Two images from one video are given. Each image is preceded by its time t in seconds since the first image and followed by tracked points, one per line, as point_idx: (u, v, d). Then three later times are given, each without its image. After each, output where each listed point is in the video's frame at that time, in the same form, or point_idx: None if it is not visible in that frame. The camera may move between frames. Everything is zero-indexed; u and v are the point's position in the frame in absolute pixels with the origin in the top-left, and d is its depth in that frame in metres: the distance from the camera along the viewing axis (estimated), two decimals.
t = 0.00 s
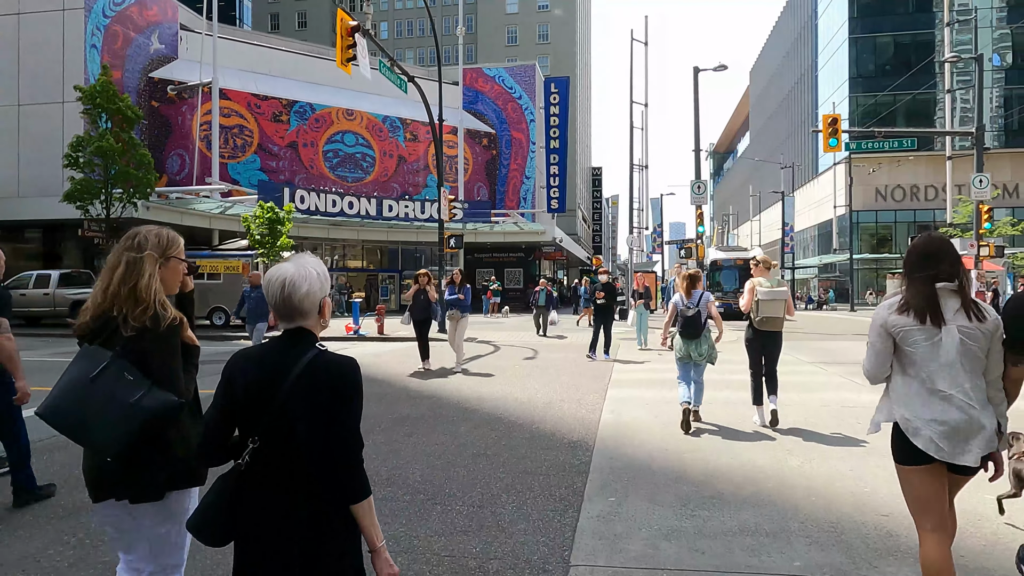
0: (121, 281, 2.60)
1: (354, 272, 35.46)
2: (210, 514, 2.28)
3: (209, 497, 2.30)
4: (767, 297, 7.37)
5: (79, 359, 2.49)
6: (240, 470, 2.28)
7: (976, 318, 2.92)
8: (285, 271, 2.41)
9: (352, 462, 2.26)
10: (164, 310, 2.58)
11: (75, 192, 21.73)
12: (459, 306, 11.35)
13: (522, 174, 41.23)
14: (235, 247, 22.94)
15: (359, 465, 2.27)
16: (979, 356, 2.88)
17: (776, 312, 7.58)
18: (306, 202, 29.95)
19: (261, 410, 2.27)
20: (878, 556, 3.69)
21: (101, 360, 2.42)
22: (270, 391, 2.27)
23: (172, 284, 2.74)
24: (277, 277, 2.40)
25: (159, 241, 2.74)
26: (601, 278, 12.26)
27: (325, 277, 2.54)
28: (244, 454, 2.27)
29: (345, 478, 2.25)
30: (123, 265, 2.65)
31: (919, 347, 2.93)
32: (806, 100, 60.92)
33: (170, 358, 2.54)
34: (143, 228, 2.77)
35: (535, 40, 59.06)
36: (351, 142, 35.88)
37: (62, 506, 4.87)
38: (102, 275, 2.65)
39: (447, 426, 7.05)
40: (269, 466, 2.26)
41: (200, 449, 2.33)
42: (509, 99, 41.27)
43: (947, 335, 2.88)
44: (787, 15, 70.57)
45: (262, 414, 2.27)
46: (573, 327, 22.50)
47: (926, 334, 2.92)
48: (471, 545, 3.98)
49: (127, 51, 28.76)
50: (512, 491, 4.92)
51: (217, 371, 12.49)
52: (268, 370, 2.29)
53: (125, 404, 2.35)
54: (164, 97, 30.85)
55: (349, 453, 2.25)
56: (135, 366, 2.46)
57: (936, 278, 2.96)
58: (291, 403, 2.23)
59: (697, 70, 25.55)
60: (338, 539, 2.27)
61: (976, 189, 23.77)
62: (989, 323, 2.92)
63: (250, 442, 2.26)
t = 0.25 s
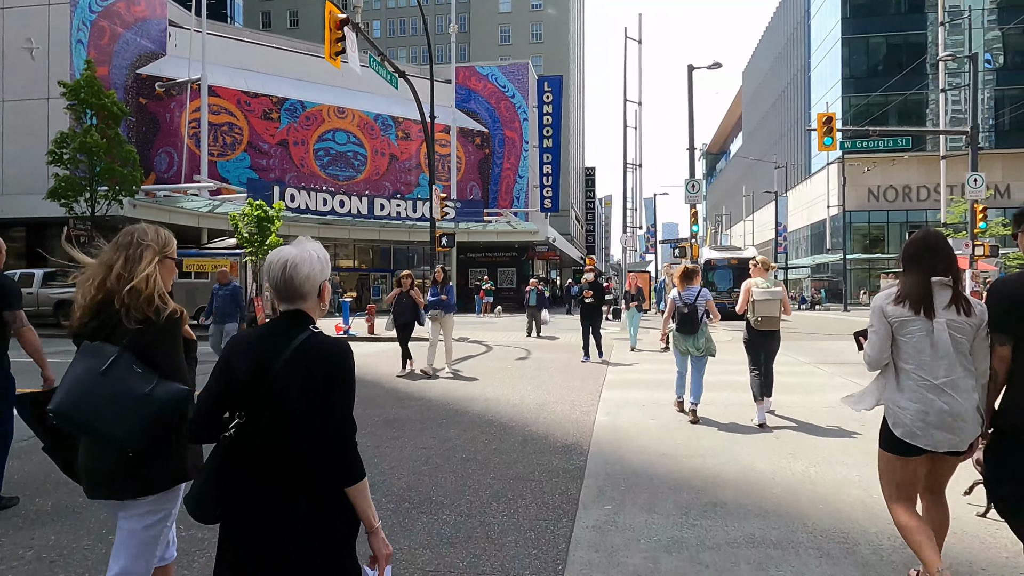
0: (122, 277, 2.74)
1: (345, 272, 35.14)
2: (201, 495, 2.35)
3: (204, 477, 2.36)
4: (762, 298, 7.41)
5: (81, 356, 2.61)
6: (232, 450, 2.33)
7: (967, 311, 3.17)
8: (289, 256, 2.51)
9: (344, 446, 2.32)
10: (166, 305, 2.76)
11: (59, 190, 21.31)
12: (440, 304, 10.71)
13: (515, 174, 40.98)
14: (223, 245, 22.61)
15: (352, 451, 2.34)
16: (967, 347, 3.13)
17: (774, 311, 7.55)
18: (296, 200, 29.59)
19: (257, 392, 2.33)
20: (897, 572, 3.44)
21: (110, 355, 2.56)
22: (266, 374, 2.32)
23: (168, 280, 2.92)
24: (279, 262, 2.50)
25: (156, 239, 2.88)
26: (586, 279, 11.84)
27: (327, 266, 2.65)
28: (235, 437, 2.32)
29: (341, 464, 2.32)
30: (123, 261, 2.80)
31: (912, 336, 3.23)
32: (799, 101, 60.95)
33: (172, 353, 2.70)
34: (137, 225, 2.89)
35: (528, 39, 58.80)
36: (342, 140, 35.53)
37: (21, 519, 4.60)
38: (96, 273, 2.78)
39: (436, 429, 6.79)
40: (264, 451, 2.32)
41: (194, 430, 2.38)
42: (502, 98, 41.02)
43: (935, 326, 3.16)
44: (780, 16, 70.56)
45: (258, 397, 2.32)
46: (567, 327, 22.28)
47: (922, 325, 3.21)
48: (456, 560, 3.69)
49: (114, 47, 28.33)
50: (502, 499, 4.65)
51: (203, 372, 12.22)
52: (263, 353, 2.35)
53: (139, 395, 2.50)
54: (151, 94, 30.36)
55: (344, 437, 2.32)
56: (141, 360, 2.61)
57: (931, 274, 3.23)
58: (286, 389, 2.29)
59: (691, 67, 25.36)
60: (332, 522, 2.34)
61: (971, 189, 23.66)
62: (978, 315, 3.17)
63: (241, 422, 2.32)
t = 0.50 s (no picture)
0: (105, 275, 2.78)
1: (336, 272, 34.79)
2: (200, 505, 2.39)
3: (200, 486, 2.41)
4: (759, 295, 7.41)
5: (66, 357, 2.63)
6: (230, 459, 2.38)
7: (941, 315, 3.34)
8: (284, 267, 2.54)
9: (338, 456, 2.33)
10: (151, 302, 2.84)
11: (40, 187, 20.84)
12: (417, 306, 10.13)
13: (507, 174, 40.68)
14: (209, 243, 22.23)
15: (348, 460, 2.36)
16: (943, 348, 3.30)
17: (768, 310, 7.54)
18: (284, 199, 29.20)
19: (253, 403, 2.36)
20: None
21: (100, 351, 2.60)
22: (260, 385, 2.35)
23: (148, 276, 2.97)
24: (275, 271, 2.53)
25: (133, 235, 2.93)
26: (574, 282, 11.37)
27: (322, 273, 2.65)
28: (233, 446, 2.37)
29: (333, 474, 2.34)
30: (101, 259, 2.83)
31: (897, 336, 3.33)
32: (791, 102, 60.94)
33: (161, 348, 2.77)
34: (113, 223, 2.93)
35: (521, 39, 58.48)
36: (332, 139, 35.14)
37: None
38: (79, 271, 2.82)
39: (419, 438, 6.48)
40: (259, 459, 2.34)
41: (190, 438, 2.43)
42: (494, 97, 40.71)
43: (919, 328, 3.30)
44: (772, 17, 70.64)
45: (252, 407, 2.35)
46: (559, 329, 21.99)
47: (909, 323, 3.31)
48: None
49: (99, 42, 27.93)
50: (487, 517, 4.35)
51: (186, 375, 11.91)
52: (257, 364, 2.38)
53: (133, 390, 2.56)
54: (137, 91, 29.85)
55: (336, 448, 2.33)
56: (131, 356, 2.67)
57: (911, 277, 3.35)
58: (278, 398, 2.32)
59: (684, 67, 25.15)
60: (326, 532, 2.35)
61: (965, 190, 23.55)
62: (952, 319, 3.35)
63: (238, 433, 2.36)
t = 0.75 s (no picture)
0: (100, 278, 2.80)
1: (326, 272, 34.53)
2: (200, 491, 2.59)
3: (201, 468, 2.62)
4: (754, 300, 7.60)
5: (58, 357, 2.64)
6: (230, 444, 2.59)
7: (907, 317, 3.55)
8: (278, 260, 2.74)
9: (333, 441, 2.57)
10: (142, 305, 2.84)
11: (22, 185, 20.38)
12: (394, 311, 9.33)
13: (499, 173, 40.43)
14: (195, 242, 21.81)
15: (342, 445, 2.59)
16: (907, 347, 3.52)
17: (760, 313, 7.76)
18: (273, 198, 28.80)
19: (253, 391, 2.58)
20: None
21: (93, 353, 2.61)
22: (258, 375, 2.57)
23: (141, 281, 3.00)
24: (271, 265, 2.72)
25: (125, 240, 2.93)
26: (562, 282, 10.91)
27: (314, 267, 2.85)
28: (230, 431, 2.58)
29: (327, 456, 2.57)
30: (97, 262, 2.85)
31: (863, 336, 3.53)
32: (784, 103, 60.84)
33: (150, 351, 2.80)
34: (107, 228, 2.95)
35: (514, 39, 58.15)
36: (323, 138, 34.77)
37: None
38: (72, 273, 2.83)
39: (404, 446, 6.21)
40: (255, 445, 2.55)
41: (188, 427, 2.63)
42: (487, 96, 40.44)
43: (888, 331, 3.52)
44: (765, 18, 70.66)
45: (254, 394, 2.58)
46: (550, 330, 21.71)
47: (879, 329, 3.53)
48: None
49: (86, 39, 27.49)
50: (471, 534, 4.09)
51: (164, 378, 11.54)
52: (255, 355, 2.59)
53: (125, 392, 2.59)
54: (125, 88, 29.43)
55: (330, 432, 2.56)
56: (122, 359, 2.71)
57: (879, 280, 3.56)
58: (274, 387, 2.55)
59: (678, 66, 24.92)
60: (322, 513, 2.57)
61: (959, 192, 23.44)
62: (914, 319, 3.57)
63: (237, 422, 2.58)
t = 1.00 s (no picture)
0: (113, 274, 2.99)
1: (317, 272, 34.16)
2: (187, 488, 2.57)
3: (190, 467, 2.59)
4: (743, 295, 7.64)
5: (73, 350, 2.85)
6: (221, 443, 2.58)
7: (882, 311, 3.69)
8: (266, 260, 2.73)
9: (325, 438, 2.61)
10: (154, 299, 3.06)
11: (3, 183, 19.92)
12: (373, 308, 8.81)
13: (492, 173, 40.16)
14: (180, 241, 21.28)
15: (334, 441, 2.63)
16: (880, 342, 3.66)
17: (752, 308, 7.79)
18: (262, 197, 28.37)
19: (244, 389, 2.58)
20: None
21: (106, 347, 2.82)
22: (250, 374, 2.58)
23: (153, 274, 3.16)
24: (260, 264, 2.71)
25: (137, 232, 3.12)
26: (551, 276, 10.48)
27: (300, 265, 2.86)
28: (223, 430, 2.58)
29: (321, 453, 2.61)
30: (109, 260, 3.02)
31: (848, 327, 3.70)
32: (776, 104, 60.83)
33: (160, 343, 3.00)
34: (118, 220, 3.12)
35: (507, 38, 57.92)
36: (313, 136, 34.39)
37: None
38: (89, 267, 3.02)
39: (388, 451, 5.92)
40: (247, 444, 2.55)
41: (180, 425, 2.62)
42: (479, 95, 40.16)
43: (861, 319, 3.68)
44: (758, 20, 70.75)
45: (245, 393, 2.58)
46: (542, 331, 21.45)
47: (845, 319, 3.70)
48: None
49: (71, 34, 27.02)
50: (456, 548, 3.82)
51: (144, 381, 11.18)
52: (247, 354, 2.60)
53: (135, 385, 2.80)
54: (111, 85, 29.00)
55: (323, 430, 2.60)
56: (134, 353, 2.90)
57: (858, 273, 3.71)
58: (268, 385, 2.54)
59: (672, 64, 24.73)
60: (313, 510, 2.61)
61: (952, 192, 23.36)
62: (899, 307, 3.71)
63: (230, 419, 2.58)
